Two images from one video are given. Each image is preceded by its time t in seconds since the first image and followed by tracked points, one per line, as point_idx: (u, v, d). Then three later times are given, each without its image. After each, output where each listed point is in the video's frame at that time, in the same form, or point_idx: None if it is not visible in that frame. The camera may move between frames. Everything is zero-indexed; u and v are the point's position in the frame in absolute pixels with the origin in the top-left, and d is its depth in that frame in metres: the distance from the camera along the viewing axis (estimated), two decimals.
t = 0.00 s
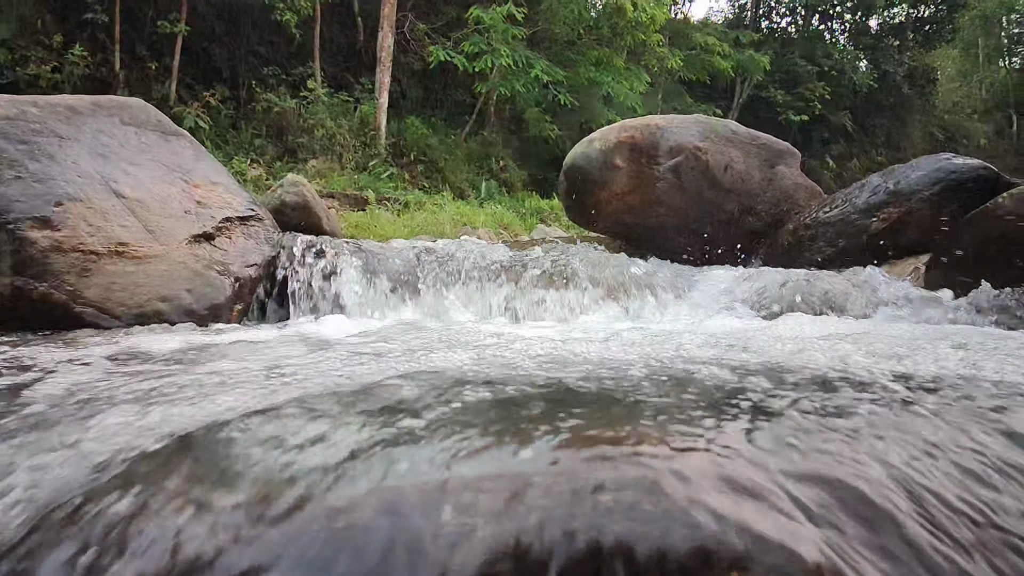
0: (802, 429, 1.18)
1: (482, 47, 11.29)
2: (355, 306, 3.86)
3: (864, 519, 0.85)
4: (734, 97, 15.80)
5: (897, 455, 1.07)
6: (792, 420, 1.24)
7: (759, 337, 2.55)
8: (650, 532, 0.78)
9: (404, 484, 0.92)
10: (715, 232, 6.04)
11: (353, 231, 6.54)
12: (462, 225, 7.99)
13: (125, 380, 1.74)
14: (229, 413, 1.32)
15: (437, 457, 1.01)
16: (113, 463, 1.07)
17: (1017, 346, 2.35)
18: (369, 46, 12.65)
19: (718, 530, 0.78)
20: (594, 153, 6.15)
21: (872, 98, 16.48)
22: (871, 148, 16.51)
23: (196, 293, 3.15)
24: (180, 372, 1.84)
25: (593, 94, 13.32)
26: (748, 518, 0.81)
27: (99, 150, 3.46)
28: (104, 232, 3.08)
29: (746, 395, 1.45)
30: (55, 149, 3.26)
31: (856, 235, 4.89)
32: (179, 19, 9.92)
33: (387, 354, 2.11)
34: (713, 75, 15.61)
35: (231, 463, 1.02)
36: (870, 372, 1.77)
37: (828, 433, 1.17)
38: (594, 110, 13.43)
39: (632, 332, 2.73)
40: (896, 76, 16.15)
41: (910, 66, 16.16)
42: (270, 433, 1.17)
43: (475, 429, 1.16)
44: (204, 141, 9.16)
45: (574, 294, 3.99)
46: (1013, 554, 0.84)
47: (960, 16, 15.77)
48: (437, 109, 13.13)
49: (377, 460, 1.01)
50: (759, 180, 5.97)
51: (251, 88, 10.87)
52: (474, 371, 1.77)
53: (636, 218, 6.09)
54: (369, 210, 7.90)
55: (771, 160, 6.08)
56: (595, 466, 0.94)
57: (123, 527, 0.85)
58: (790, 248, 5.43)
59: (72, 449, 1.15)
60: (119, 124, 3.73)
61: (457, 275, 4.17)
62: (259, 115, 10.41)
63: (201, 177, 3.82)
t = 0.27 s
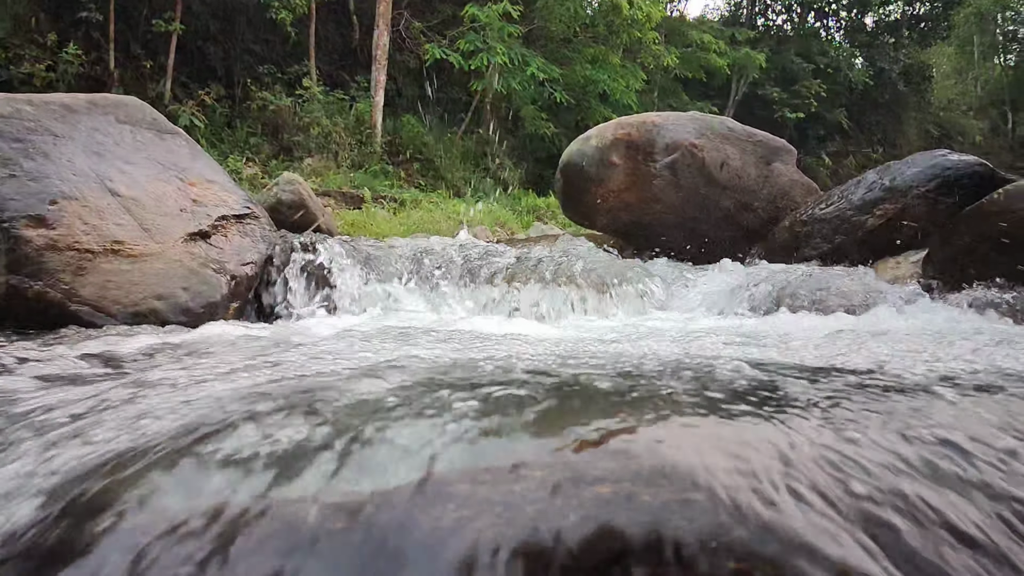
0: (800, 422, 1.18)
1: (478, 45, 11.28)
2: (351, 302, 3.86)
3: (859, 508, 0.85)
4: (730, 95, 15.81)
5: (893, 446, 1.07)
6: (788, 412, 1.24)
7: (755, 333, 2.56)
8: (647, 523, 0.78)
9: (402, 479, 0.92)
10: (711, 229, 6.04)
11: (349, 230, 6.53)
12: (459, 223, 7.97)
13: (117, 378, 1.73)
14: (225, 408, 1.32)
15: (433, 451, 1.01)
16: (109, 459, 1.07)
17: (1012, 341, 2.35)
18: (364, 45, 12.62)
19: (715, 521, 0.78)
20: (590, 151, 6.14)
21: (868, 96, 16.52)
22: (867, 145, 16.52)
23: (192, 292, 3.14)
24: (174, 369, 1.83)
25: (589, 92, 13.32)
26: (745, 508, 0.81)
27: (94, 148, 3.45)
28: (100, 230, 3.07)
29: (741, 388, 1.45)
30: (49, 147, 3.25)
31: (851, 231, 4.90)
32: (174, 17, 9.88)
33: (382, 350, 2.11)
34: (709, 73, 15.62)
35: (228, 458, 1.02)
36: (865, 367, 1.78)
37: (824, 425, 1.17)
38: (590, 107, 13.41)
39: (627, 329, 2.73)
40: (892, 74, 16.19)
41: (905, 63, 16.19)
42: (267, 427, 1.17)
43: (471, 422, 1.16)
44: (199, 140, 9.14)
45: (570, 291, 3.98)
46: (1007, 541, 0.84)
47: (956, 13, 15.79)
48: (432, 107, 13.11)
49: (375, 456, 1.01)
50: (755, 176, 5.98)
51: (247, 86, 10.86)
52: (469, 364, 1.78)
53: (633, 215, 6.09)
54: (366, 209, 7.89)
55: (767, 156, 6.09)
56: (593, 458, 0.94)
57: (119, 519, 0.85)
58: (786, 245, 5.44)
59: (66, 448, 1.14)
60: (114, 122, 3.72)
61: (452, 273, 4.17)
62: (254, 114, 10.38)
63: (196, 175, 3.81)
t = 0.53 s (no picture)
0: (803, 414, 1.19)
1: (481, 44, 11.28)
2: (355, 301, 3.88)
3: (858, 499, 0.86)
4: (733, 94, 15.80)
5: (894, 440, 1.08)
6: (790, 406, 1.25)
7: (757, 331, 2.56)
8: (648, 515, 0.79)
9: (404, 471, 0.92)
10: (714, 228, 6.04)
11: (351, 229, 6.54)
12: (461, 222, 7.98)
13: (123, 373, 1.74)
14: (230, 400, 1.33)
15: (435, 443, 1.02)
16: (115, 450, 1.08)
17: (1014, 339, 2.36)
18: (368, 44, 12.64)
19: (715, 513, 0.79)
20: (593, 150, 6.14)
21: (871, 96, 16.50)
22: (871, 145, 16.51)
23: (196, 289, 3.15)
24: (179, 365, 1.84)
25: (592, 92, 13.32)
26: (745, 500, 0.82)
27: (98, 147, 3.46)
28: (104, 228, 3.08)
29: (743, 383, 1.46)
30: (54, 145, 3.27)
31: (854, 230, 4.91)
32: (178, 16, 9.91)
33: (387, 346, 2.12)
34: (711, 72, 15.62)
35: (233, 449, 1.03)
36: (868, 363, 1.78)
37: (826, 418, 1.17)
38: (593, 106, 13.40)
39: (631, 327, 2.74)
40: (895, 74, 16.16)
41: (908, 62, 16.16)
42: (272, 419, 1.18)
43: (474, 414, 1.17)
44: (203, 139, 9.17)
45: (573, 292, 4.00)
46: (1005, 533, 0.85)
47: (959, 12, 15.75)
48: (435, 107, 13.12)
49: (377, 447, 1.01)
50: (758, 176, 5.99)
51: (250, 86, 10.89)
52: (473, 361, 1.79)
53: (635, 215, 6.09)
54: (369, 208, 7.90)
55: (769, 155, 6.10)
56: (594, 450, 0.95)
57: (125, 511, 0.86)
58: (789, 244, 5.45)
59: (73, 440, 1.15)
60: (118, 121, 3.73)
61: (455, 272, 4.18)
62: (258, 113, 10.40)
63: (200, 174, 3.82)
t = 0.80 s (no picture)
0: (804, 410, 1.19)
1: (482, 44, 11.29)
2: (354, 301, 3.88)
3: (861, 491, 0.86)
4: (734, 95, 15.79)
5: (896, 435, 1.08)
6: (791, 402, 1.25)
7: (758, 331, 2.56)
8: (650, 508, 0.80)
9: (405, 464, 0.92)
10: (715, 229, 6.04)
11: (352, 229, 6.54)
12: (462, 223, 7.97)
13: (124, 372, 1.74)
14: (234, 398, 1.33)
15: (435, 437, 1.02)
16: (116, 448, 1.08)
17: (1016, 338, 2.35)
18: (369, 44, 12.64)
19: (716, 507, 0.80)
20: (594, 150, 6.15)
21: (872, 96, 16.48)
22: (872, 145, 16.50)
23: (198, 289, 3.15)
24: (180, 363, 1.84)
25: (593, 92, 13.31)
26: (747, 493, 0.82)
27: (99, 147, 3.46)
28: (106, 228, 3.08)
29: (744, 381, 1.46)
30: (57, 146, 3.27)
31: (855, 231, 4.90)
32: (179, 17, 9.91)
33: (387, 346, 2.12)
34: (712, 73, 15.61)
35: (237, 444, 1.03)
36: (869, 362, 1.78)
37: (828, 414, 1.17)
38: (594, 107, 13.40)
39: (631, 327, 2.74)
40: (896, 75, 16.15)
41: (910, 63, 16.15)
42: (274, 415, 1.18)
43: (477, 409, 1.17)
44: (204, 140, 9.17)
45: (574, 292, 4.00)
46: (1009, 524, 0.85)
47: (961, 13, 15.73)
48: (436, 107, 13.12)
49: (379, 439, 1.01)
50: (759, 176, 5.98)
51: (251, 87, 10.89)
52: (474, 359, 1.78)
53: (636, 215, 6.09)
54: (369, 208, 7.89)
55: (770, 155, 6.09)
56: (595, 444, 0.95)
57: (128, 511, 0.87)
58: (790, 244, 5.44)
59: (75, 440, 1.15)
60: (119, 121, 3.73)
61: (456, 271, 4.18)
62: (259, 113, 10.40)
63: (201, 174, 3.82)
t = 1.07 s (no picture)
0: (803, 403, 1.19)
1: (480, 42, 11.29)
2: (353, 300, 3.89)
3: (861, 484, 0.86)
4: (733, 93, 15.80)
5: (896, 424, 1.08)
6: (791, 395, 1.25)
7: (757, 329, 2.56)
8: (648, 505, 0.79)
9: (407, 456, 0.93)
10: (714, 226, 6.04)
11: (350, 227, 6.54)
12: (461, 221, 7.96)
13: (123, 371, 1.74)
14: (232, 394, 1.33)
15: (437, 430, 1.02)
16: (117, 445, 1.08)
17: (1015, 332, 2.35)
18: (367, 42, 12.64)
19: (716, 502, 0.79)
20: (593, 148, 6.15)
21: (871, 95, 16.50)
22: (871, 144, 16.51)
23: (197, 287, 3.15)
24: (179, 362, 1.84)
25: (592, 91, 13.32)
26: (745, 489, 0.82)
27: (98, 145, 3.46)
28: (104, 226, 3.08)
29: (743, 376, 1.46)
30: (54, 144, 3.26)
31: (854, 228, 4.90)
32: (177, 15, 9.90)
33: (386, 344, 2.12)
34: (711, 71, 15.62)
35: (235, 435, 1.03)
36: (869, 357, 1.78)
37: (827, 406, 1.17)
38: (593, 105, 13.41)
39: (630, 325, 2.74)
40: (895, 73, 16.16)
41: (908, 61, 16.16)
42: (273, 407, 1.18)
43: (475, 402, 1.17)
44: (203, 139, 9.17)
45: (573, 291, 4.00)
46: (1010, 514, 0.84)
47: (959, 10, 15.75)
48: (434, 106, 13.12)
49: (380, 433, 1.01)
50: (758, 173, 5.98)
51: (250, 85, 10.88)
52: (473, 357, 1.79)
53: (636, 212, 6.09)
54: (368, 207, 7.89)
55: (769, 153, 6.10)
56: (597, 438, 0.95)
57: (125, 507, 0.86)
58: (789, 241, 5.45)
59: (75, 438, 1.16)
60: (118, 119, 3.73)
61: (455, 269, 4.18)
62: (257, 112, 10.40)
63: (199, 172, 3.81)
